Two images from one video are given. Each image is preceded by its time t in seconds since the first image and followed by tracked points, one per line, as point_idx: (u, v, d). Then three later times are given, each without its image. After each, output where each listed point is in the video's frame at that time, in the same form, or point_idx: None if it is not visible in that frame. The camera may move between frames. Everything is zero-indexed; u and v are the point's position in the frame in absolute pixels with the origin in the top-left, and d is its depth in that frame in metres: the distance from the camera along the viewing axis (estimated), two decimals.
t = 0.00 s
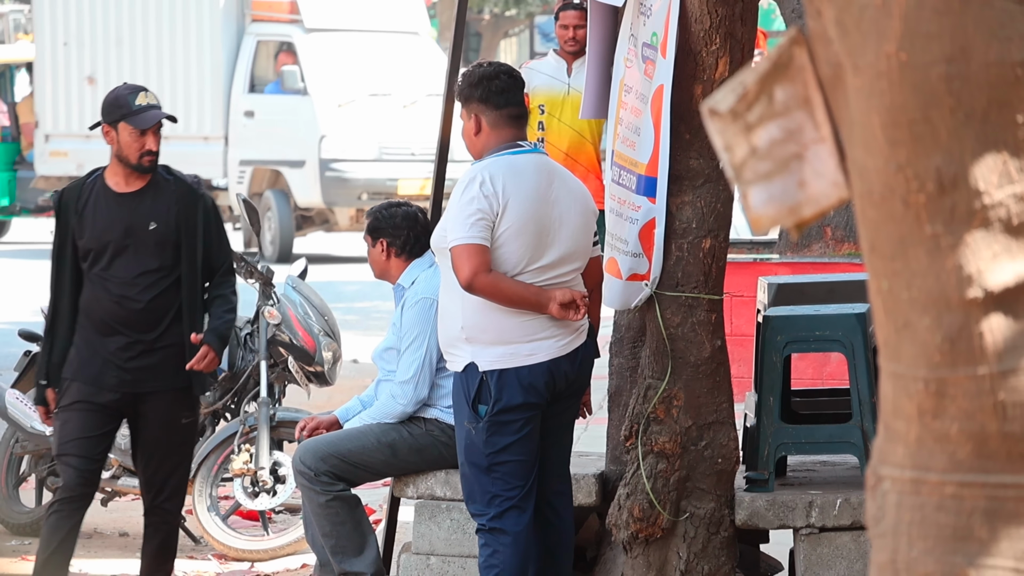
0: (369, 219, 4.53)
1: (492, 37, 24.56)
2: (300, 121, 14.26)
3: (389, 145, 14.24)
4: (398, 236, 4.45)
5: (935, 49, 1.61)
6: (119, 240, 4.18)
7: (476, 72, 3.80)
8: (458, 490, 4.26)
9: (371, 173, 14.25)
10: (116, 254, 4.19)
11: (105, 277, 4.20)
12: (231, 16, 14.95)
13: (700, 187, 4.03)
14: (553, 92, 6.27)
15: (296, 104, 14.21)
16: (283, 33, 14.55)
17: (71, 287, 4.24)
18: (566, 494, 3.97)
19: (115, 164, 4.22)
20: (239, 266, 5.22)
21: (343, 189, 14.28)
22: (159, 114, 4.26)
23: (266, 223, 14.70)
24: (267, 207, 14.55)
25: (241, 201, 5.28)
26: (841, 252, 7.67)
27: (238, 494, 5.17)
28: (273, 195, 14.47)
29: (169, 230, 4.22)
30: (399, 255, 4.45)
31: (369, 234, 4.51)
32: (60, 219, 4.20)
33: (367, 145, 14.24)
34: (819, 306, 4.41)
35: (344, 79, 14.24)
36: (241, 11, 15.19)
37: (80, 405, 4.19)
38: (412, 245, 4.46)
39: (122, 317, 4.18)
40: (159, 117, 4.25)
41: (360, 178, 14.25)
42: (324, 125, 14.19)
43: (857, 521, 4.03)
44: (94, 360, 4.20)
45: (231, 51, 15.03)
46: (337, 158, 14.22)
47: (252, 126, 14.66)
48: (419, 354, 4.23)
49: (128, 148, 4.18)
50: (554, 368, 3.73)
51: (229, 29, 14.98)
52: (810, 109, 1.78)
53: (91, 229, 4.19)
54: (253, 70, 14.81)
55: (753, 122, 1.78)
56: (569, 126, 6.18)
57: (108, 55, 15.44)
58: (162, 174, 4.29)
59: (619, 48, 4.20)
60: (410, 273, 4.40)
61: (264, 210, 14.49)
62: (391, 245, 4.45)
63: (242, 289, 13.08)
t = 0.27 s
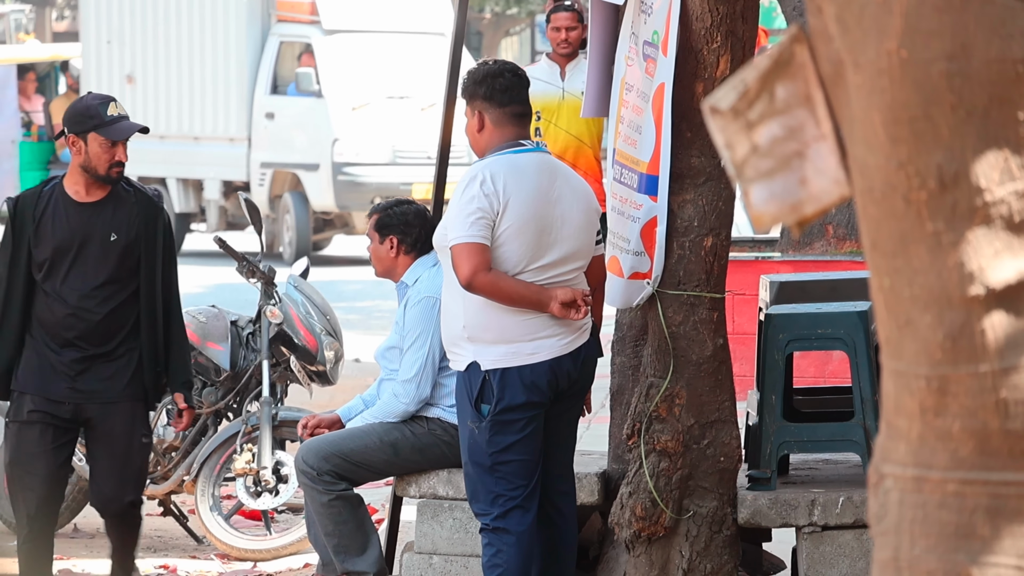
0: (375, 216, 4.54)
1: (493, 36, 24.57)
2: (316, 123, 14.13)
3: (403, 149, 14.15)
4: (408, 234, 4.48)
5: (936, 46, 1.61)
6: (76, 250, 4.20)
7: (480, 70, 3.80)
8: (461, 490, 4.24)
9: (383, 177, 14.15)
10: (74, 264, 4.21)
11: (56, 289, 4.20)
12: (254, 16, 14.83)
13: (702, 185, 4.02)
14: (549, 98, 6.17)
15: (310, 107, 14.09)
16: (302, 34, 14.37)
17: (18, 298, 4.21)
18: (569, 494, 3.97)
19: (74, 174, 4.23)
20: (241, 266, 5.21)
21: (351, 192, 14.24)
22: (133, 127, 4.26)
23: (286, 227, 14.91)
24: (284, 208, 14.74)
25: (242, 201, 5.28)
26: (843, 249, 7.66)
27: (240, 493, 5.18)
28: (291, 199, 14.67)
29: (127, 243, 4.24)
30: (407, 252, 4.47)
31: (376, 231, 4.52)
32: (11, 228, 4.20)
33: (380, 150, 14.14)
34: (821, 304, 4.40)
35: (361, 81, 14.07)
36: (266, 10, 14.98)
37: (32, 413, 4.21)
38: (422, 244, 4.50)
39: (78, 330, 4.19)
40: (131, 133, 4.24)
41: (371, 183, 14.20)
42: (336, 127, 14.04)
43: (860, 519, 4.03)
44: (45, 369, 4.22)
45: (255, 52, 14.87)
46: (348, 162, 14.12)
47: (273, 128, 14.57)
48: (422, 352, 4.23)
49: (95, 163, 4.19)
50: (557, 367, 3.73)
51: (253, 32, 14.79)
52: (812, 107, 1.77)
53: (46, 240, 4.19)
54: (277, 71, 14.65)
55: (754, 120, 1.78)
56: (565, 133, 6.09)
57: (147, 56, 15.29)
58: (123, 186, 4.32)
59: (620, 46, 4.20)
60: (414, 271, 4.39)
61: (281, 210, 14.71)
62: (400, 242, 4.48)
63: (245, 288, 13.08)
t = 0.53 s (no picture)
0: (379, 214, 4.53)
1: (494, 35, 24.58)
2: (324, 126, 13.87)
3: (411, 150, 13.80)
4: (416, 232, 4.49)
5: (938, 45, 1.61)
6: (69, 250, 4.22)
7: (488, 68, 3.80)
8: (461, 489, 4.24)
9: (390, 179, 13.77)
10: (67, 262, 4.23)
11: (49, 288, 4.22)
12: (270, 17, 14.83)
13: (703, 184, 4.02)
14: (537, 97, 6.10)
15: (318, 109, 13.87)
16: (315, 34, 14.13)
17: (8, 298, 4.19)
18: (570, 493, 3.96)
19: (68, 167, 4.22)
20: (242, 265, 5.21)
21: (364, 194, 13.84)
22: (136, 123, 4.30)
23: (299, 228, 14.58)
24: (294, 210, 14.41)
25: (243, 200, 5.27)
26: (844, 249, 7.66)
27: (241, 492, 5.17)
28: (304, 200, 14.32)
29: (121, 241, 4.29)
30: (412, 249, 4.48)
31: (382, 229, 4.52)
32: None
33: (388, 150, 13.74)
34: (822, 304, 4.40)
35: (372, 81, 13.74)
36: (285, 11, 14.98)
37: (26, 414, 4.25)
38: (430, 242, 4.50)
39: (73, 329, 4.23)
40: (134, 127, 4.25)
41: (377, 185, 13.77)
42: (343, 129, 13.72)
43: (861, 519, 4.02)
44: (35, 367, 4.23)
45: (273, 51, 14.81)
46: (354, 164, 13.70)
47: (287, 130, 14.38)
48: (423, 351, 4.23)
49: (94, 158, 4.20)
50: (559, 366, 3.73)
51: (271, 30, 14.84)
52: (813, 106, 1.77)
53: (39, 239, 4.20)
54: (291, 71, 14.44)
55: (755, 119, 1.78)
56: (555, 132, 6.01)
57: (179, 55, 15.74)
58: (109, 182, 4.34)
59: (621, 45, 4.20)
60: (416, 270, 4.40)
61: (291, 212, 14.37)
62: (408, 239, 4.49)
63: (246, 288, 13.07)
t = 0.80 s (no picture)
0: (381, 211, 4.52)
1: (495, 33, 24.59)
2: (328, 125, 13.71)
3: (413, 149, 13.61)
4: (422, 229, 4.49)
5: (940, 44, 1.61)
6: (85, 258, 4.04)
7: (495, 66, 3.79)
8: (462, 487, 4.22)
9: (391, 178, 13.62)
10: (84, 270, 4.04)
11: (63, 298, 4.02)
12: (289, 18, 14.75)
13: (704, 183, 4.02)
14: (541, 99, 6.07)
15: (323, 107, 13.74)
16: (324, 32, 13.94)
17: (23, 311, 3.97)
18: (572, 491, 3.96)
19: (85, 176, 4.05)
20: (243, 263, 5.21)
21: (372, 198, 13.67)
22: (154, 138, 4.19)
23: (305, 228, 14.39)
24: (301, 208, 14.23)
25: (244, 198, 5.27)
26: (845, 249, 7.66)
27: (242, 490, 5.17)
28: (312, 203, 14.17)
29: (135, 250, 4.14)
30: (416, 245, 4.48)
31: (385, 226, 4.50)
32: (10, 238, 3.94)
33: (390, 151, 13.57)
34: (823, 303, 4.40)
35: (375, 81, 13.56)
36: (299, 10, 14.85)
37: (42, 428, 4.04)
38: (433, 239, 4.51)
39: (92, 340, 4.04)
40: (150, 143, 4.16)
41: (378, 184, 13.60)
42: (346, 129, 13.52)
43: (861, 518, 4.02)
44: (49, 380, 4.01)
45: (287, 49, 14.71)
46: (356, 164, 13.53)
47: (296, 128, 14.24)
48: (424, 348, 4.23)
49: (115, 168, 4.06)
50: (563, 364, 3.73)
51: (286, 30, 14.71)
52: (814, 106, 1.77)
53: (52, 248, 4.00)
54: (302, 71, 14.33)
55: (756, 118, 1.78)
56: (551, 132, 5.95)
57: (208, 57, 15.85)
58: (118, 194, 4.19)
59: (622, 44, 4.20)
60: (416, 267, 4.40)
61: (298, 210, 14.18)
62: (414, 236, 4.49)
63: (248, 286, 13.06)
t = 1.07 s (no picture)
0: (403, 207, 4.53)
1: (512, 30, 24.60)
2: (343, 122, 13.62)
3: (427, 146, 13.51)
4: (444, 224, 4.51)
5: (958, 39, 1.60)
6: (130, 251, 4.10)
7: (521, 60, 3.79)
8: (481, 483, 4.22)
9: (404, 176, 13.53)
10: (129, 263, 4.10)
11: (106, 292, 4.06)
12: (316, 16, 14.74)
13: (722, 179, 4.02)
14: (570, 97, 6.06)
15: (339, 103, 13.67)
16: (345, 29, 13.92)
17: (74, 305, 3.97)
18: (593, 487, 3.97)
19: (127, 171, 4.08)
20: (261, 260, 5.22)
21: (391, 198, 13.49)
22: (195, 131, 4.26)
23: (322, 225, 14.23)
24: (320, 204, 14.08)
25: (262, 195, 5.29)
26: (864, 245, 7.64)
27: (261, 486, 5.18)
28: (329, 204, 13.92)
29: (167, 244, 4.24)
30: (438, 240, 4.49)
31: (406, 221, 4.51)
32: (60, 233, 3.93)
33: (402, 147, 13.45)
34: (842, 299, 4.39)
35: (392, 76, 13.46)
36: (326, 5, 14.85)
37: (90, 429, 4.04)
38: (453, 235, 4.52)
39: (142, 331, 4.12)
40: (189, 138, 4.22)
41: (391, 182, 13.51)
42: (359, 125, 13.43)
43: (880, 514, 4.01)
44: (104, 372, 4.06)
45: (313, 43, 14.69)
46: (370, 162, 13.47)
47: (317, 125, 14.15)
48: (442, 343, 4.25)
49: (158, 164, 4.12)
50: (583, 362, 3.72)
51: (311, 24, 14.72)
52: (833, 102, 1.78)
53: (98, 244, 4.02)
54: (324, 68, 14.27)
55: (775, 114, 1.79)
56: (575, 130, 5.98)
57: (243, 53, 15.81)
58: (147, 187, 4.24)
59: (640, 40, 4.20)
60: (434, 263, 4.41)
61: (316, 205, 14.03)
62: (435, 230, 4.50)
63: (265, 282, 13.08)
